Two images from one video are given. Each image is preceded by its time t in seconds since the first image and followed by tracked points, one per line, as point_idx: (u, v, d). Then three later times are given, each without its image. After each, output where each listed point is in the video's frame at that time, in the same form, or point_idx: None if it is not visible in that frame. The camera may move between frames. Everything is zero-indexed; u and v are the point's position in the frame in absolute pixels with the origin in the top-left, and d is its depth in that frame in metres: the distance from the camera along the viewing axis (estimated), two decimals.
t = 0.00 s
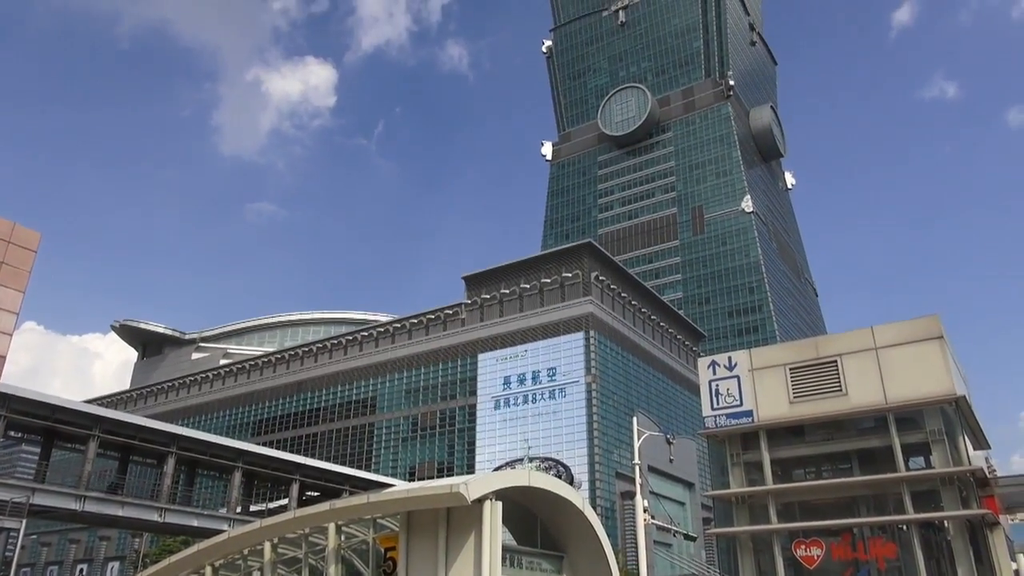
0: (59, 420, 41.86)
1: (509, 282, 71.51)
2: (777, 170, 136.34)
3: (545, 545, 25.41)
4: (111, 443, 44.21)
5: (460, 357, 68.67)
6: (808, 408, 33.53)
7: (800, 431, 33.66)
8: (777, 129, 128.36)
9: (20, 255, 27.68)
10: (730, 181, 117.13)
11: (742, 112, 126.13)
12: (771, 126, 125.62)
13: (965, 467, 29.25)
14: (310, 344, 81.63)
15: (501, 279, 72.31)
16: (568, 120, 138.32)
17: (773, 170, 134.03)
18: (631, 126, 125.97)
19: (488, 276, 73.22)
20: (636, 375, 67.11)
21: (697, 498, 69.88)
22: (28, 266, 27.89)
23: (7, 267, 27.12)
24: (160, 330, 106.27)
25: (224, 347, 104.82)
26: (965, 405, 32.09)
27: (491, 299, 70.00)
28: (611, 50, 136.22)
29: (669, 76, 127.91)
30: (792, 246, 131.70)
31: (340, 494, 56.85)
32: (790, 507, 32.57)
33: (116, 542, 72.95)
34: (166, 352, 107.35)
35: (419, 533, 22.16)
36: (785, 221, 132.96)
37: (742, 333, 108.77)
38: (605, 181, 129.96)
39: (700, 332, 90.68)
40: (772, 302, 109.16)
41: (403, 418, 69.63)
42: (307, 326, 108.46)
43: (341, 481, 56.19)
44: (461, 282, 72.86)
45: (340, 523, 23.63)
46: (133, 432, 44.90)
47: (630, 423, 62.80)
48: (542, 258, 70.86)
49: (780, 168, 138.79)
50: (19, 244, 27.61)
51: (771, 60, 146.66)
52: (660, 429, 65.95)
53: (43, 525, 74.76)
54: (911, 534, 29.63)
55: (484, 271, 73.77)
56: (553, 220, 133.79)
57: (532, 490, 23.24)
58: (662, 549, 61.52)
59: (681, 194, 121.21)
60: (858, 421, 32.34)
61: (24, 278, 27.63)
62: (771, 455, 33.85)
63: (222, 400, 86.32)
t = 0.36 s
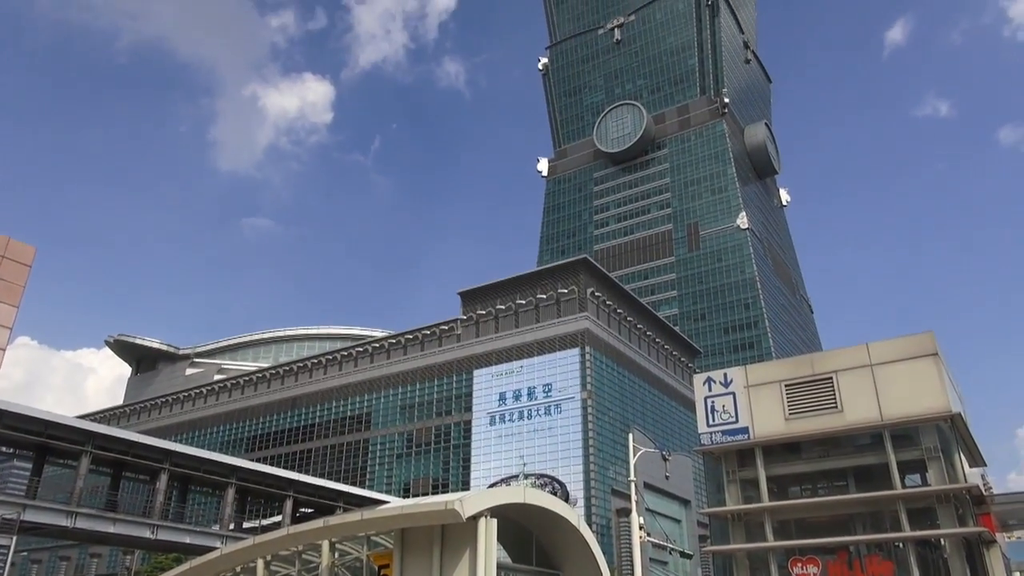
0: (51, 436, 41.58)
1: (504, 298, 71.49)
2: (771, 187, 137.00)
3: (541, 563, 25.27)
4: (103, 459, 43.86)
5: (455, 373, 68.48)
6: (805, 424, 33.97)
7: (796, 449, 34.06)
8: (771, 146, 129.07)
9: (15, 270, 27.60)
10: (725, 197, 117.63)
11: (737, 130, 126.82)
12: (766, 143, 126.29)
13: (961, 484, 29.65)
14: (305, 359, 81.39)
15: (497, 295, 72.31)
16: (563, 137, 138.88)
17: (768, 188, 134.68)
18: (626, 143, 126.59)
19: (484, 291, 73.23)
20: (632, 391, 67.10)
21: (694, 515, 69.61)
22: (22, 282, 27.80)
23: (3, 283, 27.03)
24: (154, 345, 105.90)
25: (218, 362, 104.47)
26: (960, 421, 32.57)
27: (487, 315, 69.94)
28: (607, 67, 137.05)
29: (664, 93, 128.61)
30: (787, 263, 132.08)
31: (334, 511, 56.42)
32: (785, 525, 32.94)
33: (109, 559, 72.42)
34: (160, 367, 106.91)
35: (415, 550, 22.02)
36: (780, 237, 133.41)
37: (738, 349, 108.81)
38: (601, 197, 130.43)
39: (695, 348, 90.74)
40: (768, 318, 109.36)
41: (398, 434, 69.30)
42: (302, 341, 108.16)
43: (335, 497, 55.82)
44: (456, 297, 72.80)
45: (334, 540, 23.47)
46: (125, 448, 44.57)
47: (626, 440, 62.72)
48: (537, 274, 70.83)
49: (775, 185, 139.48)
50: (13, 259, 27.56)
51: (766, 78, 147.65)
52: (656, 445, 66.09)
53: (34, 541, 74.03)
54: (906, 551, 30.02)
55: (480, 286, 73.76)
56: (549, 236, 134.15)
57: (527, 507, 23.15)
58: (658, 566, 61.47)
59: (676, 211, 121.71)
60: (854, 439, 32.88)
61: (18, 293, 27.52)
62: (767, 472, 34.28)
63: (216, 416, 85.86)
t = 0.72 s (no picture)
0: (43, 445, 41.37)
1: (500, 307, 71.46)
2: (767, 198, 137.50)
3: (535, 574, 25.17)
4: (95, 467, 43.61)
5: (450, 383, 68.35)
6: (799, 435, 34.07)
7: (791, 459, 34.15)
8: (766, 158, 129.59)
9: (8, 277, 27.47)
10: (720, 209, 118.01)
11: (732, 141, 127.41)
12: (761, 155, 126.82)
13: (955, 496, 29.75)
14: (299, 368, 81.19)
15: (492, 304, 72.27)
16: (559, 147, 139.26)
17: (763, 199, 135.13)
18: (622, 153, 126.98)
19: (479, 301, 73.21)
20: (627, 401, 67.03)
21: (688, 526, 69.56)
22: (15, 289, 27.65)
23: None
24: (148, 353, 105.54)
25: (212, 370, 104.13)
26: (954, 433, 32.71)
27: (482, 324, 69.94)
28: (603, 78, 137.64)
29: (660, 104, 129.14)
30: (782, 274, 132.36)
31: (327, 521, 56.16)
32: (779, 535, 32.98)
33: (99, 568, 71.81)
34: (154, 375, 106.48)
35: (408, 560, 21.92)
36: (775, 248, 133.83)
37: (733, 359, 108.92)
38: (596, 208, 130.75)
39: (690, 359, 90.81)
40: (763, 329, 109.56)
41: (392, 443, 69.06)
42: (297, 350, 107.86)
43: (329, 507, 55.57)
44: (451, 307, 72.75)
45: (327, 551, 23.31)
46: (119, 456, 44.36)
47: (621, 450, 62.68)
48: (533, 283, 70.85)
49: (770, 196, 139.99)
50: (7, 265, 27.50)
51: (761, 90, 148.37)
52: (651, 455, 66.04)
53: (24, 550, 73.40)
54: (901, 562, 30.09)
55: (476, 296, 73.77)
56: (544, 246, 134.30)
57: (522, 517, 23.07)
58: None
59: (672, 221, 122.03)
60: (849, 450, 32.98)
61: (11, 300, 27.38)
62: (762, 483, 34.32)
63: (209, 424, 85.48)
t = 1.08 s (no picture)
0: (37, 448, 41.23)
1: (496, 313, 71.44)
2: (763, 205, 137.68)
3: None
4: (89, 471, 43.44)
5: (447, 388, 68.25)
6: (795, 442, 34.08)
7: (787, 466, 34.21)
8: (763, 165, 129.86)
9: (4, 280, 27.41)
10: (717, 215, 118.21)
11: (729, 148, 127.68)
12: (758, 162, 127.09)
13: (951, 503, 29.81)
14: (296, 373, 81.02)
15: (489, 309, 72.25)
16: (557, 153, 139.45)
17: (760, 206, 135.38)
18: (619, 160, 127.23)
19: (476, 306, 73.20)
20: (623, 408, 66.97)
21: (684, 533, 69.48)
22: (10, 292, 27.59)
23: None
24: (144, 356, 105.30)
25: (208, 374, 103.89)
26: (950, 441, 32.76)
27: (479, 329, 69.87)
28: (601, 84, 137.95)
29: (658, 111, 129.38)
30: (778, 281, 132.60)
31: (322, 526, 55.96)
32: (775, 542, 33.02)
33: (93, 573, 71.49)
34: (150, 379, 106.23)
35: (404, 566, 21.85)
36: (772, 255, 133.98)
37: (730, 366, 108.97)
38: (593, 214, 130.94)
39: (687, 365, 90.86)
40: (759, 336, 109.65)
41: (388, 449, 68.88)
42: (293, 354, 107.66)
43: (324, 512, 55.41)
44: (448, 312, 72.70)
45: (322, 556, 23.21)
46: (114, 460, 44.19)
47: (618, 456, 62.64)
48: (529, 289, 70.83)
49: (766, 203, 140.20)
50: (1, 268, 27.38)
51: (758, 97, 148.73)
52: (647, 462, 65.96)
53: (18, 555, 73.05)
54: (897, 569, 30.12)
55: (473, 301, 73.72)
56: (541, 252, 134.40)
57: (517, 523, 23.01)
58: None
59: (669, 228, 122.20)
60: (845, 457, 33.03)
61: (7, 304, 27.32)
62: (758, 490, 34.34)
63: (205, 429, 85.22)
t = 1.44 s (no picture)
0: (32, 455, 41.05)
1: (493, 319, 71.40)
2: (760, 213, 137.98)
3: None
4: (84, 478, 43.28)
5: (444, 395, 68.10)
6: (792, 450, 34.10)
7: (784, 474, 34.21)
8: (760, 172, 130.17)
9: None
10: (714, 223, 118.44)
11: (726, 156, 127.98)
12: (755, 169, 127.40)
13: (948, 511, 29.86)
14: (292, 380, 80.88)
15: (486, 316, 72.23)
16: (554, 160, 139.66)
17: (756, 214, 135.68)
18: (617, 167, 127.50)
19: (473, 313, 73.18)
20: (620, 415, 66.92)
21: (681, 540, 69.33)
22: (6, 297, 27.52)
23: None
24: (140, 363, 104.99)
25: (204, 381, 103.62)
26: (946, 449, 32.83)
27: (476, 336, 69.82)
28: (598, 92, 138.27)
29: (655, 118, 129.68)
30: (775, 288, 132.78)
31: (318, 533, 55.74)
32: (772, 549, 33.02)
33: None
34: (146, 385, 105.90)
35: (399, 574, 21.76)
36: (769, 262, 134.16)
37: (726, 373, 108.99)
38: (590, 221, 131.14)
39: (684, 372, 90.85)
40: (755, 343, 109.76)
41: (385, 456, 68.69)
42: (290, 361, 107.44)
43: (320, 519, 55.19)
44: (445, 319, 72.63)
45: (318, 564, 23.06)
46: (109, 467, 43.99)
47: (614, 463, 62.55)
48: (526, 296, 70.75)
49: (763, 211, 140.46)
50: None
51: (755, 105, 149.19)
52: (643, 469, 65.93)
53: (11, 561, 72.61)
54: None
55: (469, 308, 73.73)
56: (538, 259, 134.55)
57: (513, 531, 22.92)
58: None
59: (666, 235, 122.39)
60: (842, 465, 33.08)
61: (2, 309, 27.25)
62: (756, 497, 34.36)
63: (200, 436, 84.92)
